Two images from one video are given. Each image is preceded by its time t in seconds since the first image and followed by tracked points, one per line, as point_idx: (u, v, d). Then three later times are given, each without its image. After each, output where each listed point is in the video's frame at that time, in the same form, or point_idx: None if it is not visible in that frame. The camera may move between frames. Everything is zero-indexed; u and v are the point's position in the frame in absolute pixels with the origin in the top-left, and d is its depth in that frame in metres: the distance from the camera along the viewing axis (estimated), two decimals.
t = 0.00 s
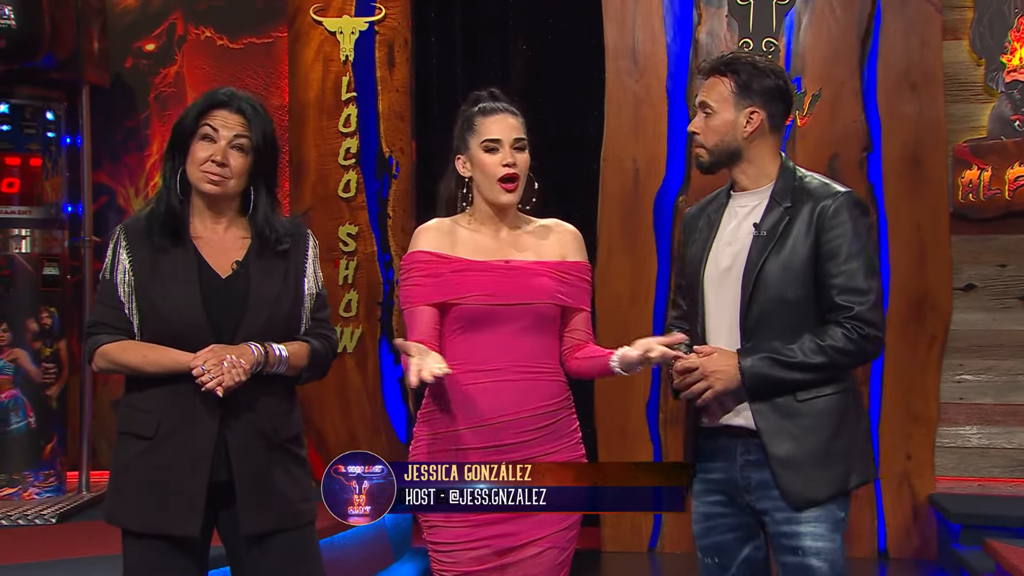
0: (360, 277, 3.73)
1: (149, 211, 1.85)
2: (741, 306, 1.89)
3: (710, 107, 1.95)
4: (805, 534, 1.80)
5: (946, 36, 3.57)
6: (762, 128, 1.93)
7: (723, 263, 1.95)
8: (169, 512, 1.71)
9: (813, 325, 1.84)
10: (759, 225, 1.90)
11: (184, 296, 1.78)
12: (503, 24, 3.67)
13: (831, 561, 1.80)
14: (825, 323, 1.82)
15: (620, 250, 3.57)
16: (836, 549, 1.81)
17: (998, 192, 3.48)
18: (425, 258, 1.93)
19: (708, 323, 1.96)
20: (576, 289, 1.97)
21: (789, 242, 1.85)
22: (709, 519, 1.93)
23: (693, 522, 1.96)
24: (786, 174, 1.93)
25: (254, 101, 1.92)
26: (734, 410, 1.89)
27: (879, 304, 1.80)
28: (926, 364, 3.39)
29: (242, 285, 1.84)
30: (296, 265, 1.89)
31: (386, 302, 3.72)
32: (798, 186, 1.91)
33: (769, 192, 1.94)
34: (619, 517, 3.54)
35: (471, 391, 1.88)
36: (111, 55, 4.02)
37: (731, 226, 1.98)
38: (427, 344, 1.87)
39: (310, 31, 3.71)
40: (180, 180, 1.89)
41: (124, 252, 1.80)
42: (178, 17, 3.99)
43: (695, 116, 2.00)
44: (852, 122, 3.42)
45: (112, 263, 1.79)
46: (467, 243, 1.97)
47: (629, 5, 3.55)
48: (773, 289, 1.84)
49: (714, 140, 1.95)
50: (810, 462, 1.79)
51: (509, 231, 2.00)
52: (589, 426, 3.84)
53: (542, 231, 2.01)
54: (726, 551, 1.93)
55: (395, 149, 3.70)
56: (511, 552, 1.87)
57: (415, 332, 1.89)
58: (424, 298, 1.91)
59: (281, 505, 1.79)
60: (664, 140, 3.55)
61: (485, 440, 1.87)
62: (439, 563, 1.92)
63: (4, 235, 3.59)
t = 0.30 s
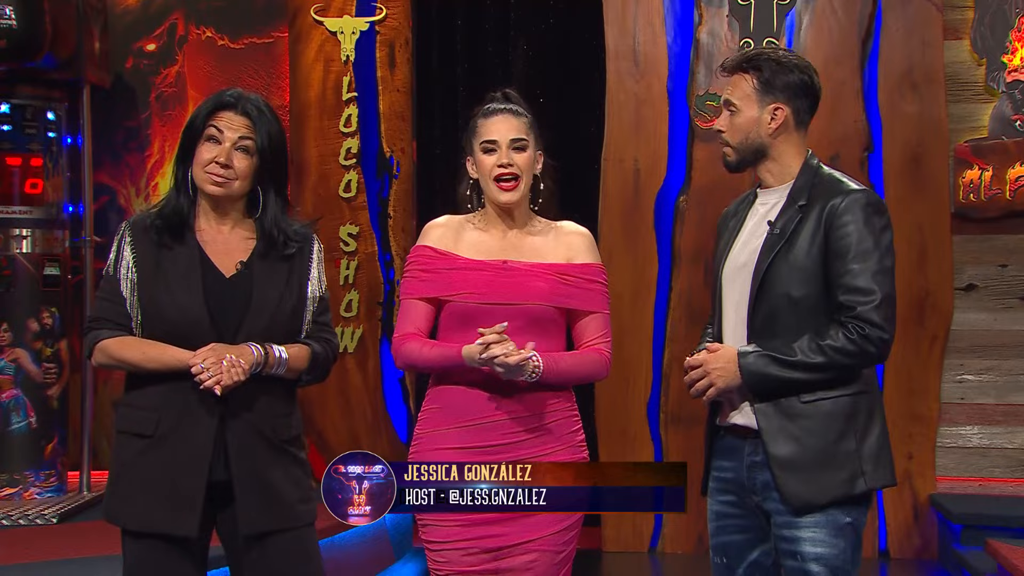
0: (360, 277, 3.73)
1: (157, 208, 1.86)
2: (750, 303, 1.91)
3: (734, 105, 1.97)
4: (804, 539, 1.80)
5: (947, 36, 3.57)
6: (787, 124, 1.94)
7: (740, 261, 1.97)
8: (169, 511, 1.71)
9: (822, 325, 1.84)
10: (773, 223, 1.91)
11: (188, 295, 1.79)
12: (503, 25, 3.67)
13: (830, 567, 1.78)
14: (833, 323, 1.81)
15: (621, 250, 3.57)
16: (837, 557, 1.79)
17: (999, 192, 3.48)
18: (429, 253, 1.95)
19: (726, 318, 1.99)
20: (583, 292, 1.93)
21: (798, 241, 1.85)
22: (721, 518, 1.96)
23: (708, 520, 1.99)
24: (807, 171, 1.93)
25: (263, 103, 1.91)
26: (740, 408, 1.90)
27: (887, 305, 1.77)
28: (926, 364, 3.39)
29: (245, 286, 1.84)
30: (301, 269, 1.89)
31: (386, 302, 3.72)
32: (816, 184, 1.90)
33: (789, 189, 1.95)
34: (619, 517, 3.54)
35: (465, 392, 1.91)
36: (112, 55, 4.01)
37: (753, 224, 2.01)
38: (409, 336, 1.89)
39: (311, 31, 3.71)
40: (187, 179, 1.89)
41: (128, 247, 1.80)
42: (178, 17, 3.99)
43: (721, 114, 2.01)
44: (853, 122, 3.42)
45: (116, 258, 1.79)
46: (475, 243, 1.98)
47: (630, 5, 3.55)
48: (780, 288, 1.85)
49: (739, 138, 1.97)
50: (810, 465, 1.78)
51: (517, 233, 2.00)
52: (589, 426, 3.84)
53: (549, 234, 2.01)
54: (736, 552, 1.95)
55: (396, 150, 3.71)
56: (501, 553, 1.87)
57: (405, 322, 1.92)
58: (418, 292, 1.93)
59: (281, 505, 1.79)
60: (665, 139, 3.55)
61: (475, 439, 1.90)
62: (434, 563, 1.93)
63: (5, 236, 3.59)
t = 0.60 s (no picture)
0: (361, 277, 3.73)
1: (162, 205, 1.86)
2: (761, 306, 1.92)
3: (753, 104, 1.97)
4: (805, 541, 1.81)
5: (947, 36, 3.57)
6: (805, 125, 1.94)
7: (756, 263, 1.98)
8: (169, 511, 1.71)
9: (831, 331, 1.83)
10: (787, 226, 1.91)
11: (191, 293, 1.79)
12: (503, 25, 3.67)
13: (832, 571, 1.79)
14: (841, 329, 1.80)
15: (621, 249, 3.57)
16: (839, 562, 1.79)
17: (999, 192, 3.48)
18: (431, 245, 1.96)
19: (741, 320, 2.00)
20: (580, 292, 1.92)
21: (808, 245, 1.85)
22: (730, 516, 1.97)
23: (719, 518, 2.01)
24: (825, 172, 1.92)
25: (265, 102, 1.91)
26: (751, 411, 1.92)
27: (896, 313, 1.74)
28: (926, 364, 3.39)
29: (247, 286, 1.84)
30: (303, 268, 1.89)
31: (386, 302, 3.72)
32: (832, 187, 1.89)
33: (806, 190, 1.94)
34: (619, 517, 3.54)
35: (454, 387, 1.92)
36: (111, 56, 4.01)
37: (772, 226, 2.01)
38: (404, 327, 1.92)
39: (311, 31, 3.70)
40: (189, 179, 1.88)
41: (130, 246, 1.80)
42: (178, 17, 3.98)
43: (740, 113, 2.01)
44: (853, 122, 3.42)
45: (118, 257, 1.79)
46: (476, 236, 2.00)
47: (630, 5, 3.55)
48: (790, 292, 1.85)
49: (756, 138, 1.97)
50: (814, 470, 1.79)
51: (516, 232, 2.00)
52: (589, 426, 3.84)
53: (551, 232, 2.00)
54: (742, 551, 1.96)
55: (396, 150, 3.71)
56: (492, 554, 1.87)
57: (399, 315, 1.94)
58: (416, 284, 1.95)
59: (282, 505, 1.79)
60: (665, 140, 3.55)
61: (465, 438, 1.90)
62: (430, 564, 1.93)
63: (5, 235, 3.59)
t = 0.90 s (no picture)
0: (361, 277, 3.73)
1: (163, 207, 1.86)
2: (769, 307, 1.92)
3: (759, 104, 1.97)
4: (810, 542, 1.81)
5: (947, 36, 3.57)
6: (811, 126, 1.94)
7: (761, 263, 1.98)
8: (171, 511, 1.71)
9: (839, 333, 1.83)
10: (795, 226, 1.91)
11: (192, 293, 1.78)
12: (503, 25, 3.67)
13: (837, 571, 1.78)
14: (850, 331, 1.80)
15: (622, 250, 3.57)
16: (844, 562, 1.79)
17: (999, 193, 3.48)
18: (424, 252, 1.97)
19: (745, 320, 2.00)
20: (578, 294, 1.93)
21: (817, 246, 1.85)
22: (733, 516, 1.97)
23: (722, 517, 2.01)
24: (834, 173, 1.93)
25: (266, 103, 1.91)
26: (756, 412, 1.92)
27: (905, 315, 1.75)
28: (927, 364, 3.39)
29: (248, 286, 1.84)
30: (304, 268, 1.89)
31: (386, 302, 3.72)
32: (839, 188, 1.90)
33: (813, 190, 1.94)
34: (620, 517, 3.54)
35: (452, 389, 1.92)
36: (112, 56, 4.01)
37: (776, 227, 2.01)
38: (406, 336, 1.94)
39: (311, 31, 3.70)
40: (189, 179, 1.88)
41: (132, 246, 1.80)
42: (179, 17, 3.98)
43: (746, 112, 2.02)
44: (853, 122, 3.42)
45: (120, 258, 1.79)
46: (469, 239, 1.99)
47: (630, 5, 3.55)
48: (798, 293, 1.85)
49: (762, 138, 1.97)
50: (822, 471, 1.79)
51: (516, 231, 2.01)
52: (590, 426, 3.84)
53: (553, 232, 2.00)
54: (745, 551, 1.96)
55: (396, 150, 3.71)
56: (491, 554, 1.87)
57: (401, 323, 1.97)
58: (413, 293, 1.97)
59: (284, 505, 1.80)
60: (666, 139, 3.54)
61: (462, 440, 1.90)
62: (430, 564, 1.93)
63: (5, 235, 3.59)
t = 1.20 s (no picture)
0: (362, 277, 3.73)
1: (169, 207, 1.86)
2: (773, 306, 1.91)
3: (759, 103, 1.97)
4: (814, 540, 1.81)
5: (949, 36, 3.57)
6: (811, 126, 1.94)
7: (761, 262, 1.98)
8: (174, 511, 1.70)
9: (846, 333, 1.84)
10: (798, 226, 1.91)
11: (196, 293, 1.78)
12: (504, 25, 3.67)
13: (841, 569, 1.79)
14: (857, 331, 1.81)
15: (623, 250, 3.57)
16: (850, 560, 1.79)
17: (1000, 192, 3.48)
18: (424, 253, 1.98)
19: (744, 318, 2.00)
20: (576, 295, 1.92)
21: (823, 246, 1.85)
22: (728, 517, 1.97)
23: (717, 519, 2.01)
24: (833, 174, 1.93)
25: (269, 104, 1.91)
26: (758, 412, 1.91)
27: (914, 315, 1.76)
28: (928, 364, 3.39)
29: (252, 286, 1.84)
30: (308, 269, 1.90)
31: (387, 302, 3.72)
32: (842, 188, 1.90)
33: (814, 191, 1.95)
34: (620, 518, 3.54)
35: (449, 390, 1.93)
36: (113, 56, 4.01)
37: (775, 224, 2.01)
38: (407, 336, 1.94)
39: (312, 31, 3.70)
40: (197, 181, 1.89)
41: (136, 243, 1.80)
42: (180, 17, 3.98)
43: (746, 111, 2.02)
44: (855, 122, 3.42)
45: (123, 255, 1.79)
46: (468, 240, 2.00)
47: (631, 5, 3.55)
48: (804, 293, 1.85)
49: (761, 138, 1.97)
50: (831, 470, 1.79)
51: (515, 230, 2.01)
52: (590, 426, 3.84)
53: (553, 232, 2.00)
54: (740, 552, 1.96)
55: (397, 150, 3.71)
56: (489, 552, 1.87)
57: (402, 325, 1.97)
58: (414, 294, 1.98)
59: (287, 505, 1.80)
60: (666, 139, 3.54)
61: (461, 440, 1.91)
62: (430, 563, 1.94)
63: (6, 235, 3.60)
